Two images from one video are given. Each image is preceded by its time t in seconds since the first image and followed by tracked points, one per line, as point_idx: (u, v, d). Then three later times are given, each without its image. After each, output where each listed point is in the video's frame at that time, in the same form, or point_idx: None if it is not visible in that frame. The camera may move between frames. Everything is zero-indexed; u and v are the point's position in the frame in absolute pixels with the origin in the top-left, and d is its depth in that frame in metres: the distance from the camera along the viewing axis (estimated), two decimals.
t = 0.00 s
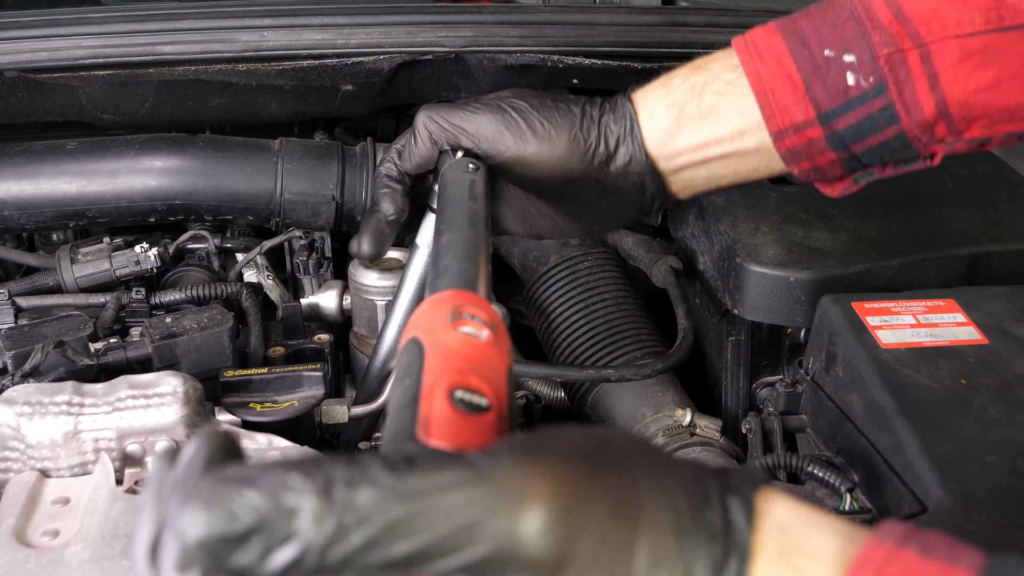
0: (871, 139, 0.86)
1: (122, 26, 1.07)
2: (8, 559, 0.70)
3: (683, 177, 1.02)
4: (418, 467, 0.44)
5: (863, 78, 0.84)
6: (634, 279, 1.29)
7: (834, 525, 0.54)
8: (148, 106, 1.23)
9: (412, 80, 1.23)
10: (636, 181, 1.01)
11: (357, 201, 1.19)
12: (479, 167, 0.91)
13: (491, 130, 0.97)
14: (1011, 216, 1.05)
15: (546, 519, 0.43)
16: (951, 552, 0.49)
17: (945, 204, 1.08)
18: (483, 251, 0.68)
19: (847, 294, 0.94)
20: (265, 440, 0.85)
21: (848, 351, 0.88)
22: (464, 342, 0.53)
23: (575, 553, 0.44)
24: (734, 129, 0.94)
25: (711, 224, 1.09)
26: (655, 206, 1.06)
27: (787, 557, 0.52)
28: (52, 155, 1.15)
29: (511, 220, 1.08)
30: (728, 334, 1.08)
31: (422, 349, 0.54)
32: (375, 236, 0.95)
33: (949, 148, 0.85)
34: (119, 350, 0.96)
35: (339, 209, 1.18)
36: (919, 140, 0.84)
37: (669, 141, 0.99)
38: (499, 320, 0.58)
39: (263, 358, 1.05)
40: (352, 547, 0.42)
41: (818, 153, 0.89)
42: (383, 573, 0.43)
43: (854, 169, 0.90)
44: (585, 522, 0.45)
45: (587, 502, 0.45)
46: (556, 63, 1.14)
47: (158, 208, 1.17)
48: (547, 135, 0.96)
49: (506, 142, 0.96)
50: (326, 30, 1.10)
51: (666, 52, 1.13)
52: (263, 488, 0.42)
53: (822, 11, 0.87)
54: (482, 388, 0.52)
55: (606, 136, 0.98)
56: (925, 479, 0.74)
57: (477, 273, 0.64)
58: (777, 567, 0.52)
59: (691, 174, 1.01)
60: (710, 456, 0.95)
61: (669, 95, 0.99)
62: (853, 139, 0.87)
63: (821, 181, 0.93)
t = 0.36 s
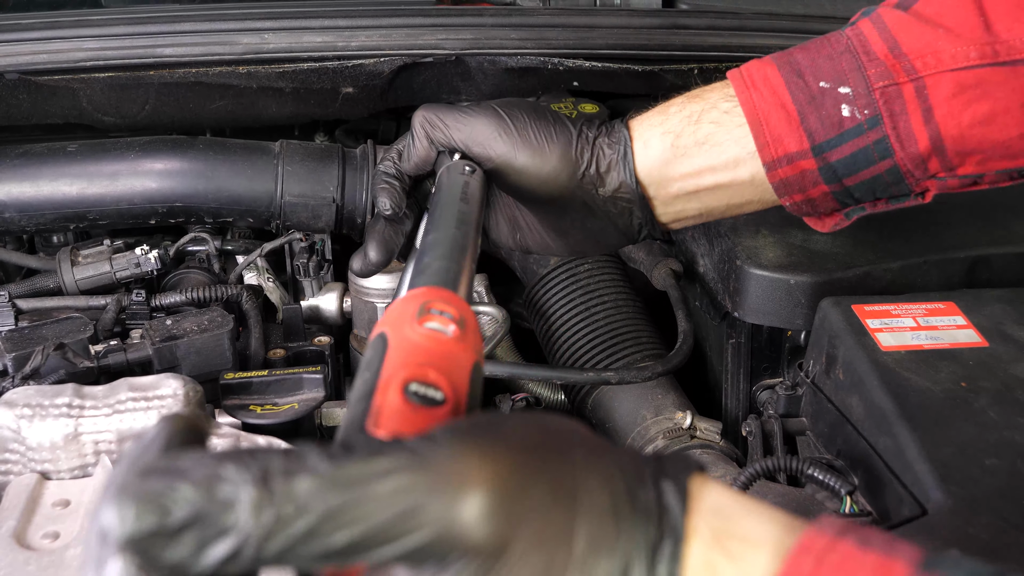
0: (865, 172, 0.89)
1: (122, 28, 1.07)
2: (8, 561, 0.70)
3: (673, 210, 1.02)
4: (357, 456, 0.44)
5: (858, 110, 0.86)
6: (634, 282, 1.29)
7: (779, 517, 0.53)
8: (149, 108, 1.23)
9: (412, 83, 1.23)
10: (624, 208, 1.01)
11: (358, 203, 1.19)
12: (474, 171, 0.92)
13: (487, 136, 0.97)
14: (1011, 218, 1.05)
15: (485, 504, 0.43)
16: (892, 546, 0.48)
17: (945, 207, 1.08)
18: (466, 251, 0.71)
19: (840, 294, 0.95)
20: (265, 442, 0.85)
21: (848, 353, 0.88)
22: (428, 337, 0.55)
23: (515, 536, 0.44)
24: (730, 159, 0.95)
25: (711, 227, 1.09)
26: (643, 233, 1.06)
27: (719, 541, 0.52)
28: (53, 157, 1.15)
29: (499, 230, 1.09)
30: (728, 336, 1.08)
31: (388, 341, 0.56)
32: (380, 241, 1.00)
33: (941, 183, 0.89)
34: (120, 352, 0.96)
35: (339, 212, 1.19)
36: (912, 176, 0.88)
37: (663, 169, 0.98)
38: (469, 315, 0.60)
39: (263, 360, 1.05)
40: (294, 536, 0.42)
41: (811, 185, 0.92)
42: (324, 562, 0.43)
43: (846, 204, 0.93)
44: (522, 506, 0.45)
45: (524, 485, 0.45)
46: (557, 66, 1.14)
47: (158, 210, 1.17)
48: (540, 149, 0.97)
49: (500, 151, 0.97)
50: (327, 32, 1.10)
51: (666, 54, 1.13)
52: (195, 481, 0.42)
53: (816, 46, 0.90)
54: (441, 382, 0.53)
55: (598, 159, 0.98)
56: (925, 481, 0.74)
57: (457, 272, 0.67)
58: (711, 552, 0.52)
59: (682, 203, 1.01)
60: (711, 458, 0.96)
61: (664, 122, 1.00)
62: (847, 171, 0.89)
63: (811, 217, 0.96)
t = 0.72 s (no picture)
0: (862, 180, 0.89)
1: (122, 29, 1.07)
2: (7, 563, 0.70)
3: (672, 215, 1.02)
4: (326, 449, 0.45)
5: (857, 118, 0.86)
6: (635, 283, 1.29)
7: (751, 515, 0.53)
8: (149, 109, 1.23)
9: (412, 84, 1.23)
10: (623, 213, 1.01)
11: (358, 204, 1.19)
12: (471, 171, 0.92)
13: (487, 137, 0.97)
14: (1011, 219, 1.05)
15: (451, 497, 0.43)
16: (867, 546, 0.49)
17: (946, 208, 1.08)
18: (459, 251, 0.71)
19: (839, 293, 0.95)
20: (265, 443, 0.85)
21: (849, 354, 0.88)
22: (413, 334, 0.55)
23: (483, 529, 0.45)
24: (731, 164, 0.96)
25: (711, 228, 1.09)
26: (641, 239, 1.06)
27: (693, 538, 0.51)
28: (53, 158, 1.15)
29: (501, 230, 1.08)
30: (728, 338, 1.08)
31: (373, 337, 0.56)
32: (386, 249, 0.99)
33: (938, 193, 0.89)
34: (120, 352, 0.96)
35: (340, 213, 1.19)
36: (909, 185, 0.88)
37: (663, 174, 0.98)
38: (458, 313, 0.60)
39: (263, 361, 1.05)
40: (259, 529, 0.43)
41: (807, 193, 0.92)
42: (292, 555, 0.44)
43: (843, 213, 0.93)
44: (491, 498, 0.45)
45: (494, 478, 0.46)
46: (557, 66, 1.14)
47: (158, 211, 1.17)
48: (539, 151, 0.97)
49: (499, 151, 0.96)
50: (327, 33, 1.10)
51: (666, 55, 1.13)
52: (160, 474, 0.43)
53: (816, 54, 0.90)
54: (423, 378, 0.52)
55: (597, 163, 0.98)
56: (926, 483, 0.74)
57: (449, 271, 0.67)
58: (683, 547, 0.51)
59: (681, 209, 1.00)
60: (711, 460, 0.95)
61: (665, 127, 1.00)
62: (844, 179, 0.89)
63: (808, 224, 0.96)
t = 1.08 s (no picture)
0: (860, 181, 0.89)
1: (123, 31, 1.07)
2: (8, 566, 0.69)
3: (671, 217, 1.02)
4: (172, 416, 0.42)
5: (856, 119, 0.86)
6: (636, 285, 1.29)
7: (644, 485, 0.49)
8: (150, 110, 1.23)
9: (412, 86, 1.23)
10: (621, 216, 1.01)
11: (359, 205, 1.19)
12: (467, 173, 0.91)
13: (483, 138, 0.97)
14: (1012, 221, 1.05)
15: (306, 466, 0.41)
16: (762, 514, 0.45)
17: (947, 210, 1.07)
18: (427, 244, 0.71)
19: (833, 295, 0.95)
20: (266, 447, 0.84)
21: (851, 357, 0.88)
22: (342, 316, 0.54)
23: (339, 501, 0.42)
24: (729, 166, 0.95)
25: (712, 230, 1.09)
26: (641, 241, 1.05)
27: (571, 508, 0.49)
28: (53, 160, 1.15)
29: (503, 232, 1.07)
30: (729, 340, 1.08)
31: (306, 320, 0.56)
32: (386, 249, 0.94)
33: (938, 194, 0.89)
34: (120, 354, 0.95)
35: (340, 214, 1.18)
36: (908, 187, 0.88)
37: (662, 176, 0.98)
38: (399, 300, 0.60)
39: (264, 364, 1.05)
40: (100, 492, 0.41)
41: (806, 194, 0.92)
42: (135, 521, 0.42)
43: (842, 215, 0.93)
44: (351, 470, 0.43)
45: (354, 447, 0.44)
46: (557, 68, 1.14)
47: (159, 213, 1.17)
48: (535, 153, 0.97)
49: (496, 152, 0.96)
50: (328, 34, 1.09)
51: (667, 56, 1.12)
52: None
53: (815, 55, 0.90)
54: (341, 355, 0.51)
55: (594, 165, 0.97)
56: (928, 486, 0.73)
57: (411, 261, 0.67)
58: (561, 518, 0.49)
59: (681, 210, 1.01)
60: (713, 463, 0.95)
61: (664, 129, 1.00)
62: (843, 181, 0.89)
63: (806, 226, 0.96)
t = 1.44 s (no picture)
0: (867, 182, 0.88)
1: (124, 32, 1.07)
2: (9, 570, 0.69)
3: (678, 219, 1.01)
4: (198, 430, 0.43)
5: (862, 120, 0.86)
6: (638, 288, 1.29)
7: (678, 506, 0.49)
8: (150, 111, 1.23)
9: (414, 87, 1.23)
10: (626, 218, 1.00)
11: (360, 207, 1.19)
12: (471, 174, 0.91)
13: (487, 138, 0.97)
14: (1017, 224, 1.04)
15: (332, 481, 0.41)
16: (799, 537, 0.45)
17: (951, 212, 1.07)
18: (436, 250, 0.70)
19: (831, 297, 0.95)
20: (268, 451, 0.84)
21: (854, 360, 0.88)
22: (359, 326, 0.54)
23: (366, 517, 0.42)
24: (735, 167, 0.94)
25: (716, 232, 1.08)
26: (646, 244, 1.04)
27: (604, 529, 0.48)
28: (54, 161, 1.15)
29: (509, 235, 1.07)
30: (732, 343, 1.08)
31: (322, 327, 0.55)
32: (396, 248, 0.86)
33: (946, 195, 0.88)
34: (121, 358, 0.96)
35: (342, 215, 1.18)
36: (916, 188, 0.87)
37: (667, 177, 0.97)
38: (413, 308, 0.59)
39: (265, 366, 1.04)
40: (125, 507, 0.41)
41: (812, 195, 0.91)
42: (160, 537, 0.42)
43: (848, 216, 0.93)
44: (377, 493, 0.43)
45: (379, 462, 0.44)
46: (560, 69, 1.14)
47: (160, 214, 1.16)
48: (539, 154, 0.96)
49: (499, 154, 0.96)
50: (330, 36, 1.09)
51: (670, 57, 1.12)
52: (29, 450, 0.41)
53: (821, 55, 0.90)
54: (360, 367, 0.51)
55: (597, 167, 0.97)
56: (933, 490, 0.73)
57: (421, 268, 0.66)
58: (593, 538, 0.49)
59: (688, 212, 1.00)
60: (715, 466, 0.94)
61: (669, 130, 0.99)
62: (849, 181, 0.89)
63: (813, 227, 0.95)
